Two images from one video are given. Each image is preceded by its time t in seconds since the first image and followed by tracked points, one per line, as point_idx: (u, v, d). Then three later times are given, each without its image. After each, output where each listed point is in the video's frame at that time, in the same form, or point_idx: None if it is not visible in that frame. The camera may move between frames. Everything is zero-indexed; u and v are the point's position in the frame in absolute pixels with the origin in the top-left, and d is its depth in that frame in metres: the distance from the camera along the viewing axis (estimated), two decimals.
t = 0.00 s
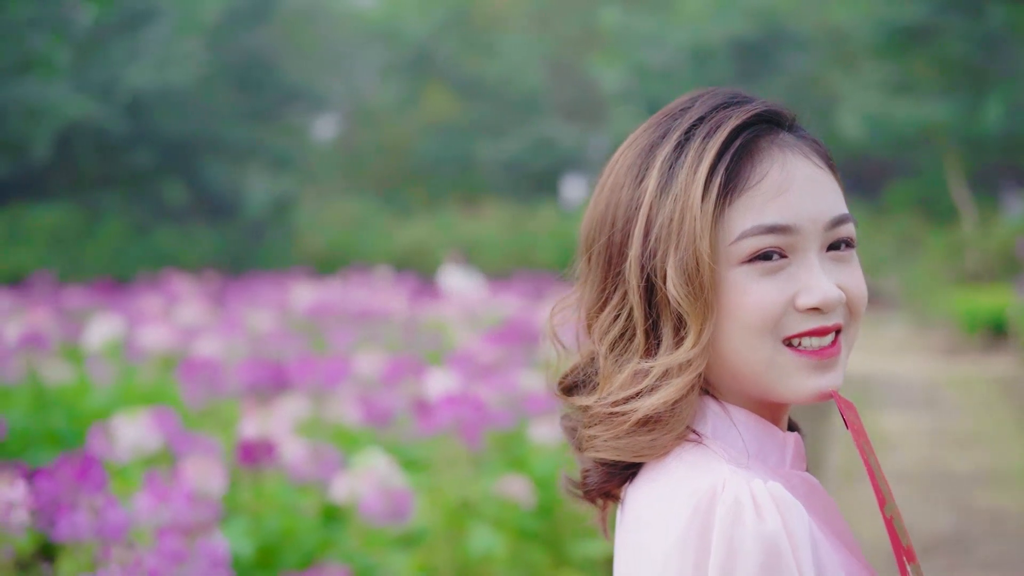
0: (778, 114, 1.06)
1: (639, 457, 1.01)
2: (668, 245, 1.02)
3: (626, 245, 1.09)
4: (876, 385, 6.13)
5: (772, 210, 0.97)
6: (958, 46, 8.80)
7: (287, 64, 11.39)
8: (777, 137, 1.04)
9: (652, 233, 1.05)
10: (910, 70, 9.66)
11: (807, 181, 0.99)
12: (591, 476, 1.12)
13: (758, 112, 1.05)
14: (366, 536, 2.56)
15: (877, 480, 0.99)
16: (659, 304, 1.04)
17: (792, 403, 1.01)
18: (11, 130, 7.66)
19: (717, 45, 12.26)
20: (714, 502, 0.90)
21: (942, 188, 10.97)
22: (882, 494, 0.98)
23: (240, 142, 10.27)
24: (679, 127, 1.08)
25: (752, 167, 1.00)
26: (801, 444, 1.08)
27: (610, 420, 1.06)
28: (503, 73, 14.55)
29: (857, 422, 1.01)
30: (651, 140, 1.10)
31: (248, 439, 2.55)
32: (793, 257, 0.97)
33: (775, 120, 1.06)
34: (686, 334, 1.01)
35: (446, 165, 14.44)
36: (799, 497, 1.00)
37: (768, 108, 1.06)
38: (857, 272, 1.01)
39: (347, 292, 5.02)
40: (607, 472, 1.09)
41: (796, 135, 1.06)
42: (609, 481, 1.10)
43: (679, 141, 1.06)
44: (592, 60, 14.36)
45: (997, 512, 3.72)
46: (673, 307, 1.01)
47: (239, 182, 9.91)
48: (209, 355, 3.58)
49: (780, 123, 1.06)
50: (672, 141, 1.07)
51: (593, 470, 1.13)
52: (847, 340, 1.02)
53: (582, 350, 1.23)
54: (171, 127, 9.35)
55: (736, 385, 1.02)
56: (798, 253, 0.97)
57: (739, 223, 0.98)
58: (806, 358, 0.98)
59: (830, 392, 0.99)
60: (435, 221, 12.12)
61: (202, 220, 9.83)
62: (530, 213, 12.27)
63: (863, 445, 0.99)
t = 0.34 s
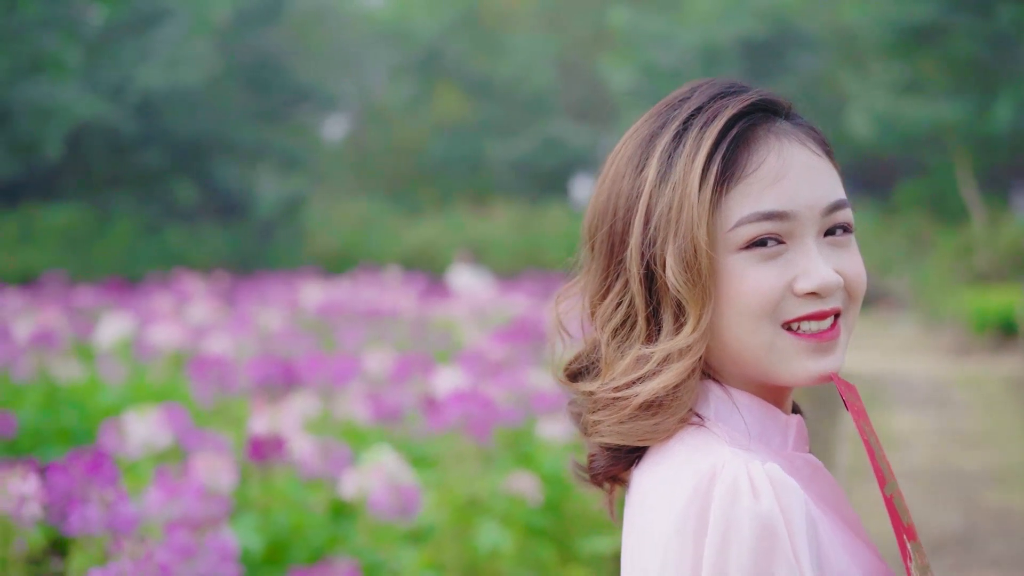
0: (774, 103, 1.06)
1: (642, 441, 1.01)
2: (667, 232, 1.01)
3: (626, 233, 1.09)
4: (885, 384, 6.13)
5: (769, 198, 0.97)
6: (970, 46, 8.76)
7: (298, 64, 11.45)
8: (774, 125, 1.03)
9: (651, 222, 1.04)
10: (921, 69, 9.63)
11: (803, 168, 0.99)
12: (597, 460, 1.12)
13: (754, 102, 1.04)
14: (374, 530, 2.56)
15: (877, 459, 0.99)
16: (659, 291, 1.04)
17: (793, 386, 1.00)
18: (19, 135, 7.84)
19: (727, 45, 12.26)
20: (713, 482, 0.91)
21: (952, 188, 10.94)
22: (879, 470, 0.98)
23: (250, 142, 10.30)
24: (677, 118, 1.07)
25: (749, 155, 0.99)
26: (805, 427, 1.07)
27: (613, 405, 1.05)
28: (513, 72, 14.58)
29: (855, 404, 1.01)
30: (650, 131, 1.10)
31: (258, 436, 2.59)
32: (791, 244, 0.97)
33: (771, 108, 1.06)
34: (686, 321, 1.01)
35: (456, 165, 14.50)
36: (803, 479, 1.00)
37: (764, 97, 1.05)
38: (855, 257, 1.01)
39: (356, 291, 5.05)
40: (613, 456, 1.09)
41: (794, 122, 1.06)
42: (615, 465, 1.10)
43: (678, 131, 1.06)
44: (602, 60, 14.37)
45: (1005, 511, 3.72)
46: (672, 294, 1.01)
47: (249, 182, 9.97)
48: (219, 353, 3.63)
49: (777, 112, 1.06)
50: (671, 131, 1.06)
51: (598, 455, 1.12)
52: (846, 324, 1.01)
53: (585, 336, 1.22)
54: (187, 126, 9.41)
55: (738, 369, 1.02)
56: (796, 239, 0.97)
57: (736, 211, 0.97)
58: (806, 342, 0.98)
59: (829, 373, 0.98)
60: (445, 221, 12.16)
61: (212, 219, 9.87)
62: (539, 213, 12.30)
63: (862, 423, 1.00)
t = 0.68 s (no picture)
0: (774, 98, 1.07)
1: (643, 430, 1.03)
2: (668, 225, 1.03)
3: (629, 227, 1.10)
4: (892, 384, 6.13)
5: (767, 191, 0.99)
6: (979, 45, 8.75)
7: (304, 65, 11.52)
8: (773, 120, 1.05)
9: (653, 215, 1.06)
10: (927, 69, 9.63)
11: (803, 162, 1.01)
12: (601, 448, 1.14)
13: (753, 97, 1.06)
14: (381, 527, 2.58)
15: (875, 447, 1.01)
16: (660, 284, 1.05)
17: (793, 375, 1.02)
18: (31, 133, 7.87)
19: (734, 45, 12.27)
20: (711, 468, 0.94)
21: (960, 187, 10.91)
22: (876, 459, 1.00)
23: (258, 142, 10.35)
24: (679, 113, 1.09)
25: (748, 150, 1.01)
26: (805, 417, 1.09)
27: (616, 394, 1.07)
28: (520, 72, 14.60)
29: (853, 393, 1.03)
30: (653, 125, 1.12)
31: (265, 432, 2.62)
32: (789, 237, 0.98)
33: (770, 104, 1.07)
34: (686, 312, 1.02)
35: (463, 166, 14.50)
36: (803, 468, 1.02)
37: (763, 93, 1.07)
38: (855, 250, 1.03)
39: (363, 290, 5.08)
40: (615, 444, 1.11)
41: (793, 117, 1.07)
42: (617, 453, 1.12)
43: (679, 126, 1.07)
44: (609, 60, 14.34)
45: (1012, 510, 3.73)
46: (672, 287, 1.03)
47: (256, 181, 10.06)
48: (227, 352, 3.67)
49: (775, 107, 1.08)
50: (673, 126, 1.08)
51: (602, 443, 1.14)
52: (846, 316, 1.03)
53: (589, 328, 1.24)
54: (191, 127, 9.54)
55: (738, 359, 1.03)
56: (794, 232, 0.98)
57: (735, 205, 0.99)
58: (805, 333, 0.99)
59: (828, 363, 1.00)
60: (452, 221, 12.18)
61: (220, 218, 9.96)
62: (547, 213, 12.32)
63: (861, 413, 1.02)
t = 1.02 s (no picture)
0: (772, 94, 1.09)
1: (641, 417, 1.05)
2: (667, 217, 1.05)
3: (630, 219, 1.13)
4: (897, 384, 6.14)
5: (763, 185, 1.01)
6: (985, 45, 8.75)
7: (310, 65, 11.60)
8: (772, 116, 1.07)
9: (652, 208, 1.08)
10: (933, 69, 9.63)
11: (798, 157, 1.03)
12: (601, 435, 1.16)
13: (752, 94, 1.08)
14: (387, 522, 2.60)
15: (869, 436, 1.03)
16: (659, 276, 1.08)
17: (788, 366, 1.04)
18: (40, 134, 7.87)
19: (739, 45, 12.29)
20: (704, 455, 0.96)
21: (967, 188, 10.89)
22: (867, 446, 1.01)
23: (264, 142, 10.41)
24: (680, 108, 1.11)
25: (746, 145, 1.03)
26: (802, 405, 1.11)
27: (615, 382, 1.09)
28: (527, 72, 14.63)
29: (848, 383, 1.05)
30: (655, 120, 1.14)
31: (272, 428, 2.64)
32: (785, 230, 1.01)
33: (769, 100, 1.10)
34: (684, 303, 1.05)
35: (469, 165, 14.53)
36: (799, 456, 1.04)
37: (762, 89, 1.09)
38: (850, 244, 1.05)
39: (370, 289, 5.12)
40: (614, 432, 1.14)
41: (792, 114, 1.09)
42: (617, 440, 1.14)
43: (680, 121, 1.10)
44: (615, 60, 14.33)
45: (1017, 509, 3.74)
46: (670, 278, 1.05)
47: (263, 181, 10.11)
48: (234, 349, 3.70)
49: (775, 103, 1.10)
50: (674, 121, 1.10)
51: (602, 431, 1.16)
52: (841, 309, 1.05)
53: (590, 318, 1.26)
54: (195, 126, 9.67)
55: (735, 349, 1.06)
56: (790, 226, 1.01)
57: (732, 199, 1.01)
58: (799, 324, 1.02)
59: (823, 353, 1.02)
60: (459, 221, 12.21)
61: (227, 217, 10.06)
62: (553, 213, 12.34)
63: (856, 403, 1.04)
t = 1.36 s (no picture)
0: (768, 87, 1.11)
1: (638, 405, 1.08)
2: (664, 207, 1.08)
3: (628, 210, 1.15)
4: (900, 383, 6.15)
5: (758, 176, 1.03)
6: (988, 44, 8.75)
7: (313, 65, 11.66)
8: (768, 109, 1.09)
9: (649, 199, 1.10)
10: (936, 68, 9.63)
11: (793, 150, 1.05)
12: (599, 422, 1.19)
13: (748, 86, 1.10)
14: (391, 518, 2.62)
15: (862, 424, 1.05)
16: (656, 265, 1.10)
17: (782, 354, 1.06)
18: (45, 134, 7.97)
19: (742, 45, 12.30)
20: (699, 441, 0.98)
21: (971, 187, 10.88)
22: (860, 433, 1.03)
23: (267, 142, 10.46)
24: (678, 101, 1.13)
25: (742, 138, 1.05)
26: (796, 393, 1.13)
27: (612, 370, 1.11)
28: (531, 72, 14.65)
29: (842, 371, 1.07)
30: (653, 113, 1.16)
31: (277, 423, 2.67)
32: (779, 221, 1.03)
33: (765, 93, 1.11)
34: (680, 292, 1.07)
35: (473, 164, 14.59)
36: (794, 443, 1.06)
37: (758, 83, 1.11)
38: (844, 235, 1.07)
39: (374, 288, 5.15)
40: (612, 418, 1.16)
41: (787, 106, 1.11)
42: (615, 427, 1.17)
43: (678, 113, 1.11)
44: (619, 60, 14.36)
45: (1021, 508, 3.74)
46: (666, 268, 1.07)
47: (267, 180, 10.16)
48: (239, 346, 3.74)
49: (771, 96, 1.12)
50: (672, 113, 1.12)
51: (600, 418, 1.19)
52: (835, 299, 1.07)
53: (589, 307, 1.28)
54: (200, 125, 9.73)
55: (730, 337, 1.08)
56: (785, 217, 1.03)
57: (727, 190, 1.04)
58: (793, 313, 1.04)
59: (816, 343, 1.04)
60: (463, 221, 12.23)
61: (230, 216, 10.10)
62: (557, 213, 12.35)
63: (849, 390, 1.06)
